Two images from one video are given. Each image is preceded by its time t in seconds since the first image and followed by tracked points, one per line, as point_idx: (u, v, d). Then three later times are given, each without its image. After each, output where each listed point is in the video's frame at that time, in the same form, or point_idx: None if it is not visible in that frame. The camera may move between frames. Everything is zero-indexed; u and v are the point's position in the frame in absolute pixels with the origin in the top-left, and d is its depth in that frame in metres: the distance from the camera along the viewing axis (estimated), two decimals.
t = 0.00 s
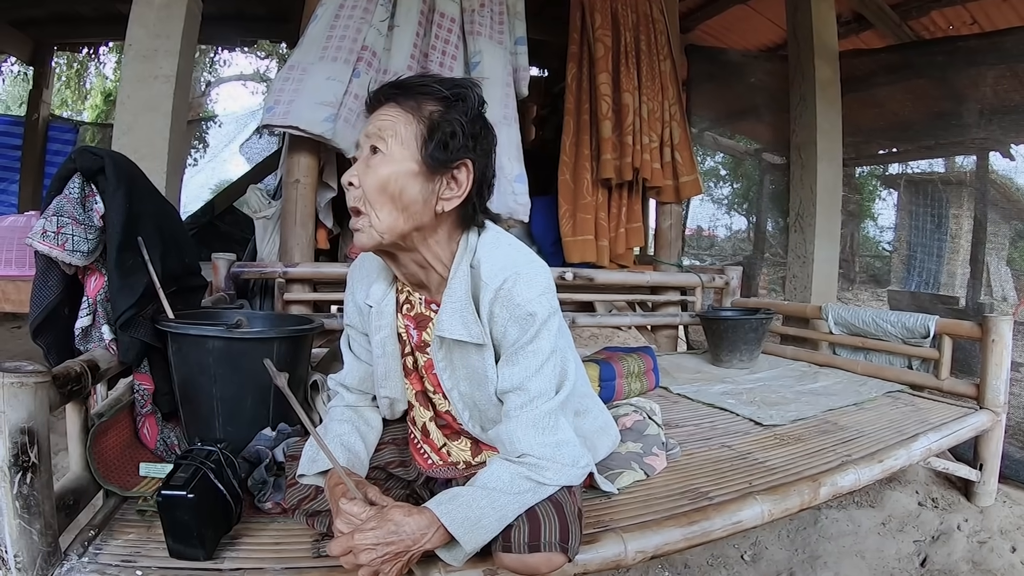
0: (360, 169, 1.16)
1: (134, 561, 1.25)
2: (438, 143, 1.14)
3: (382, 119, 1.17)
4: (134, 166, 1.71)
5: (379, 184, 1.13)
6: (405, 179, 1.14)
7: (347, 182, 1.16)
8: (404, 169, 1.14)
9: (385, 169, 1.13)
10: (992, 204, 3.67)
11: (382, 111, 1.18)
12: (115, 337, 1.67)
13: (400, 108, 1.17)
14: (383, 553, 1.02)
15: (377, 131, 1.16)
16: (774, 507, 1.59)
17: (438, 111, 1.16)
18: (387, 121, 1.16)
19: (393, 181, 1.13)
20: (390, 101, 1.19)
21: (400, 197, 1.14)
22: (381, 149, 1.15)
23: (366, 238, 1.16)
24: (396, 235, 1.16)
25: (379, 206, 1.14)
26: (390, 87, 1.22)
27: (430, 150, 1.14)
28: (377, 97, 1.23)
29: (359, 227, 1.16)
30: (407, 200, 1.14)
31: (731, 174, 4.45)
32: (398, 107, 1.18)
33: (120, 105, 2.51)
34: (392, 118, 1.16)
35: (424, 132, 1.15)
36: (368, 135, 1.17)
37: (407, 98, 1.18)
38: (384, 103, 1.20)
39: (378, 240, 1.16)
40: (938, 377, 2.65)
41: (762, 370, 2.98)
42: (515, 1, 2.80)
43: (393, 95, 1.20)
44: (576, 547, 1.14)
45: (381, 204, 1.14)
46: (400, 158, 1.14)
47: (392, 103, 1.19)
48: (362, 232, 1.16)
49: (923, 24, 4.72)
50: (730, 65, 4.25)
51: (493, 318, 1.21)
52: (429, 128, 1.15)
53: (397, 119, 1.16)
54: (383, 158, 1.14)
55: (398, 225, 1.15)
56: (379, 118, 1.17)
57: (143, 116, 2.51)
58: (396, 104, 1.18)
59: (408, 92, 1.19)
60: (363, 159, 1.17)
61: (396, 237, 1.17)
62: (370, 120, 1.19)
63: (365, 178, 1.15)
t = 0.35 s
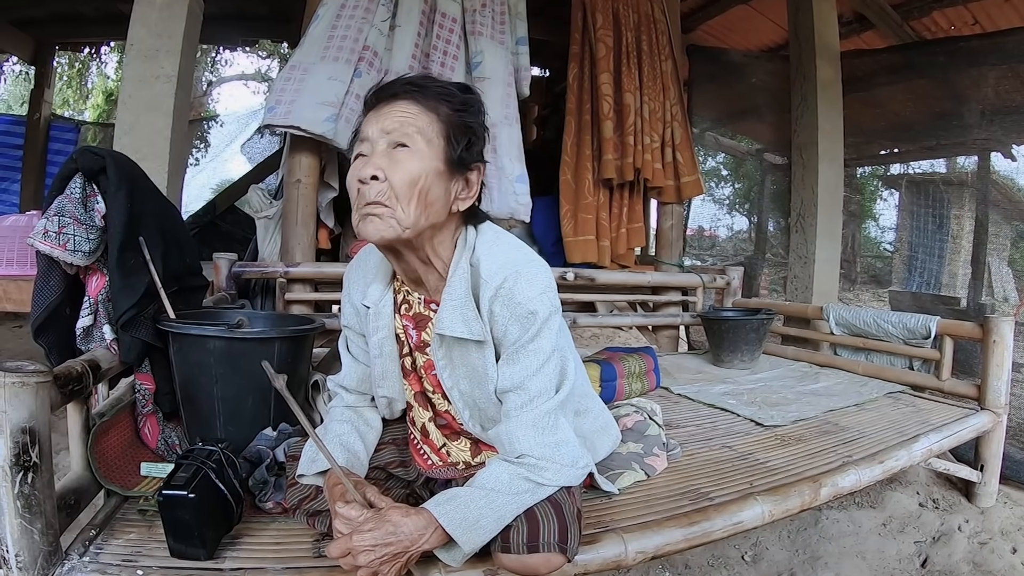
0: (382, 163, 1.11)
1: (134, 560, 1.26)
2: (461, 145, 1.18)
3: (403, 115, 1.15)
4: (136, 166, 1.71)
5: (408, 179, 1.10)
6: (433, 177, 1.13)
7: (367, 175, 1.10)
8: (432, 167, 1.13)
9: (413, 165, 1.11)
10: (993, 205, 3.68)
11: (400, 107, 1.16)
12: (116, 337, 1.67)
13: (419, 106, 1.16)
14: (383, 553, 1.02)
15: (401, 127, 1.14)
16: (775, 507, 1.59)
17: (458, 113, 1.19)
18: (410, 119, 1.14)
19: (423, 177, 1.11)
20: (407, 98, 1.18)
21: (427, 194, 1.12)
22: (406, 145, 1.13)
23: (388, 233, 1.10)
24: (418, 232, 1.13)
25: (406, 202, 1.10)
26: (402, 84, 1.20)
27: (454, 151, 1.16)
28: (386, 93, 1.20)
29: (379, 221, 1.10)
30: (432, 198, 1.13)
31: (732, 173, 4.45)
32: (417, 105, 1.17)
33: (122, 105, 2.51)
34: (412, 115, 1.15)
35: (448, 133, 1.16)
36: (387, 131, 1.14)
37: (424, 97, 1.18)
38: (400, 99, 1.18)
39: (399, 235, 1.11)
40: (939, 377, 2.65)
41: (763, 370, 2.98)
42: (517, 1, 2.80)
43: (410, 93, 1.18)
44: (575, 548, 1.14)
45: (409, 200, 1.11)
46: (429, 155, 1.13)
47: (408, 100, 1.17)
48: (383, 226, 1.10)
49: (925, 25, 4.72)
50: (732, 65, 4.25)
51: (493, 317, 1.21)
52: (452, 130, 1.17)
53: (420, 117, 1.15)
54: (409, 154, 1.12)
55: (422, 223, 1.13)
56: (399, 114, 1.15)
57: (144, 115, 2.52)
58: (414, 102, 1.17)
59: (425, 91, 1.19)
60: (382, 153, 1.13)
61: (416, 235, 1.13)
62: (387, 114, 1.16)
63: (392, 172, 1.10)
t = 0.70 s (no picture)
0: (401, 159, 1.11)
1: (136, 560, 1.25)
2: (480, 144, 1.17)
3: (421, 112, 1.14)
4: (138, 166, 1.71)
5: (427, 176, 1.10)
6: (451, 174, 1.13)
7: (385, 171, 1.10)
8: (450, 164, 1.13)
9: (433, 163, 1.11)
10: (996, 205, 3.65)
11: (417, 104, 1.16)
12: (118, 336, 1.67)
13: (437, 104, 1.17)
14: (387, 554, 1.02)
15: (419, 124, 1.13)
16: (777, 509, 1.58)
17: (476, 111, 1.19)
18: (428, 116, 1.14)
19: (441, 174, 1.11)
20: (424, 95, 1.18)
21: (445, 191, 1.12)
22: (424, 141, 1.13)
23: (406, 230, 1.10)
24: (436, 229, 1.12)
25: (425, 198, 1.10)
26: (419, 81, 1.20)
27: (472, 148, 1.16)
28: (403, 90, 1.20)
29: (397, 219, 1.10)
30: (451, 195, 1.13)
31: (734, 173, 4.46)
32: (435, 102, 1.17)
33: (124, 104, 2.51)
34: (431, 113, 1.15)
35: (466, 131, 1.16)
36: (405, 127, 1.14)
37: (442, 94, 1.18)
38: (417, 96, 1.18)
39: (417, 233, 1.11)
40: (940, 378, 2.65)
41: (764, 370, 2.98)
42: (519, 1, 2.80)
43: (428, 90, 1.18)
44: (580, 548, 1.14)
45: (427, 197, 1.10)
46: (447, 152, 1.13)
47: (426, 97, 1.17)
48: (401, 224, 1.10)
49: (927, 25, 4.72)
50: (734, 65, 4.24)
51: (509, 316, 1.21)
52: (470, 127, 1.17)
53: (438, 114, 1.15)
54: (428, 150, 1.12)
55: (440, 220, 1.12)
56: (417, 111, 1.15)
57: (147, 115, 2.52)
58: (432, 98, 1.17)
59: (442, 89, 1.19)
60: (401, 150, 1.12)
61: (434, 232, 1.13)
62: (404, 111, 1.16)
63: (410, 169, 1.10)
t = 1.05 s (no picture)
0: (375, 163, 1.12)
1: (138, 558, 1.25)
2: (457, 141, 1.15)
3: (398, 114, 1.14)
4: (140, 164, 1.70)
5: (400, 179, 1.10)
6: (426, 175, 1.12)
7: (359, 176, 1.11)
8: (424, 165, 1.12)
9: (405, 165, 1.11)
10: (999, 204, 3.64)
11: (396, 106, 1.16)
12: (121, 335, 1.66)
13: (415, 105, 1.16)
14: (386, 551, 1.02)
15: (394, 126, 1.13)
16: (779, 507, 1.58)
17: (454, 110, 1.17)
18: (404, 117, 1.14)
19: (414, 176, 1.11)
20: (404, 96, 1.17)
21: (420, 192, 1.12)
22: (398, 144, 1.13)
23: (382, 233, 1.11)
24: (413, 232, 1.13)
25: (399, 201, 1.10)
26: (400, 83, 1.20)
27: (449, 148, 1.14)
28: (385, 93, 1.20)
29: (374, 222, 1.11)
30: (426, 197, 1.12)
31: (737, 172, 4.47)
32: (413, 104, 1.16)
33: (126, 104, 2.51)
34: (407, 114, 1.14)
35: (443, 130, 1.14)
36: (381, 130, 1.14)
37: (421, 95, 1.17)
38: (396, 98, 1.18)
39: (393, 236, 1.12)
40: (943, 377, 2.64)
41: (767, 369, 2.98)
42: None
43: (406, 91, 1.18)
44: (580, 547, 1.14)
45: (400, 199, 1.10)
46: (420, 154, 1.12)
47: (404, 99, 1.17)
48: (376, 227, 1.11)
49: (930, 24, 4.71)
50: (736, 63, 4.24)
51: (503, 316, 1.21)
52: (448, 126, 1.15)
53: (414, 115, 1.14)
54: (400, 153, 1.12)
55: (415, 222, 1.12)
56: (394, 113, 1.15)
57: (149, 114, 2.52)
58: (410, 100, 1.17)
59: (421, 89, 1.18)
60: (376, 153, 1.13)
61: (412, 235, 1.14)
62: (382, 115, 1.16)
63: (383, 172, 1.11)
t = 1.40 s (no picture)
0: (400, 159, 1.10)
1: (140, 556, 1.25)
2: (479, 141, 1.17)
3: (420, 110, 1.14)
4: (142, 163, 1.70)
5: (427, 176, 1.09)
6: (451, 174, 1.12)
7: (384, 171, 1.09)
8: (450, 163, 1.12)
9: (432, 163, 1.10)
10: (1001, 202, 3.63)
11: (417, 100, 1.15)
12: (123, 333, 1.66)
13: (437, 101, 1.16)
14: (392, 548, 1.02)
15: (418, 122, 1.12)
16: (781, 505, 1.58)
17: (474, 109, 1.18)
18: (428, 113, 1.13)
19: (441, 174, 1.11)
20: (423, 92, 1.16)
21: (446, 191, 1.12)
22: (423, 141, 1.12)
23: (408, 232, 1.09)
24: (437, 230, 1.12)
25: (425, 199, 1.09)
26: (418, 78, 1.19)
27: (472, 148, 1.16)
28: (401, 87, 1.19)
29: (397, 219, 1.09)
30: (451, 196, 1.13)
31: (738, 171, 4.48)
32: (434, 100, 1.16)
33: (128, 102, 2.51)
34: (431, 110, 1.14)
35: (466, 129, 1.16)
36: (404, 125, 1.13)
37: (442, 91, 1.17)
38: (416, 93, 1.16)
39: (417, 234, 1.10)
40: (945, 376, 2.64)
41: (768, 368, 2.97)
42: None
43: (426, 87, 1.17)
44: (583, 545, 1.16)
45: (427, 197, 1.09)
46: (446, 151, 1.12)
47: (424, 94, 1.16)
48: (400, 226, 1.09)
49: (931, 22, 4.70)
50: (737, 62, 4.23)
51: (512, 314, 1.21)
52: (470, 126, 1.16)
53: (437, 112, 1.14)
54: (427, 150, 1.11)
55: (440, 220, 1.12)
56: (416, 108, 1.14)
57: (150, 112, 2.52)
58: (431, 95, 1.16)
59: (441, 85, 1.18)
60: (399, 148, 1.11)
61: (434, 233, 1.13)
62: (402, 109, 1.15)
63: (410, 169, 1.09)
